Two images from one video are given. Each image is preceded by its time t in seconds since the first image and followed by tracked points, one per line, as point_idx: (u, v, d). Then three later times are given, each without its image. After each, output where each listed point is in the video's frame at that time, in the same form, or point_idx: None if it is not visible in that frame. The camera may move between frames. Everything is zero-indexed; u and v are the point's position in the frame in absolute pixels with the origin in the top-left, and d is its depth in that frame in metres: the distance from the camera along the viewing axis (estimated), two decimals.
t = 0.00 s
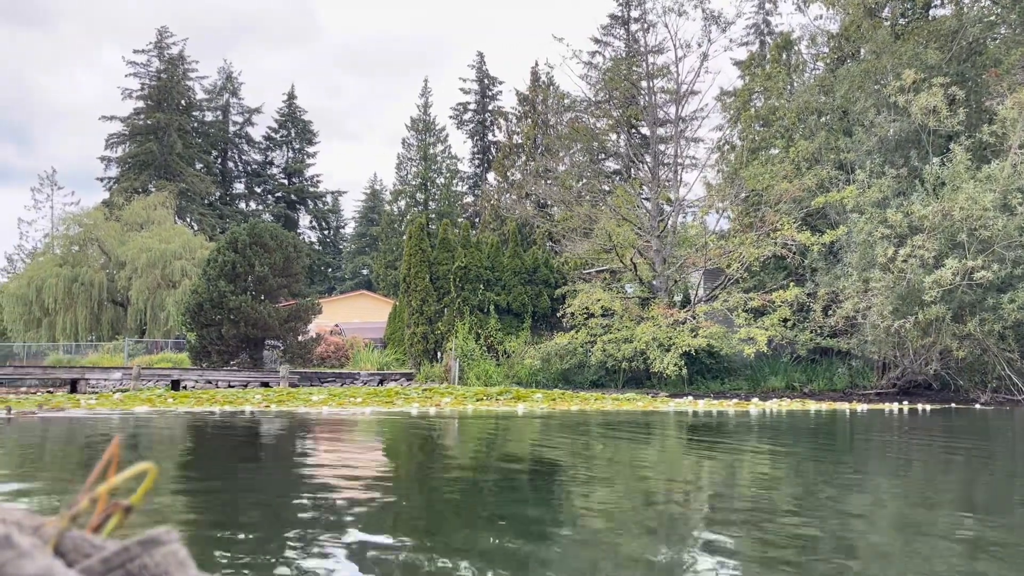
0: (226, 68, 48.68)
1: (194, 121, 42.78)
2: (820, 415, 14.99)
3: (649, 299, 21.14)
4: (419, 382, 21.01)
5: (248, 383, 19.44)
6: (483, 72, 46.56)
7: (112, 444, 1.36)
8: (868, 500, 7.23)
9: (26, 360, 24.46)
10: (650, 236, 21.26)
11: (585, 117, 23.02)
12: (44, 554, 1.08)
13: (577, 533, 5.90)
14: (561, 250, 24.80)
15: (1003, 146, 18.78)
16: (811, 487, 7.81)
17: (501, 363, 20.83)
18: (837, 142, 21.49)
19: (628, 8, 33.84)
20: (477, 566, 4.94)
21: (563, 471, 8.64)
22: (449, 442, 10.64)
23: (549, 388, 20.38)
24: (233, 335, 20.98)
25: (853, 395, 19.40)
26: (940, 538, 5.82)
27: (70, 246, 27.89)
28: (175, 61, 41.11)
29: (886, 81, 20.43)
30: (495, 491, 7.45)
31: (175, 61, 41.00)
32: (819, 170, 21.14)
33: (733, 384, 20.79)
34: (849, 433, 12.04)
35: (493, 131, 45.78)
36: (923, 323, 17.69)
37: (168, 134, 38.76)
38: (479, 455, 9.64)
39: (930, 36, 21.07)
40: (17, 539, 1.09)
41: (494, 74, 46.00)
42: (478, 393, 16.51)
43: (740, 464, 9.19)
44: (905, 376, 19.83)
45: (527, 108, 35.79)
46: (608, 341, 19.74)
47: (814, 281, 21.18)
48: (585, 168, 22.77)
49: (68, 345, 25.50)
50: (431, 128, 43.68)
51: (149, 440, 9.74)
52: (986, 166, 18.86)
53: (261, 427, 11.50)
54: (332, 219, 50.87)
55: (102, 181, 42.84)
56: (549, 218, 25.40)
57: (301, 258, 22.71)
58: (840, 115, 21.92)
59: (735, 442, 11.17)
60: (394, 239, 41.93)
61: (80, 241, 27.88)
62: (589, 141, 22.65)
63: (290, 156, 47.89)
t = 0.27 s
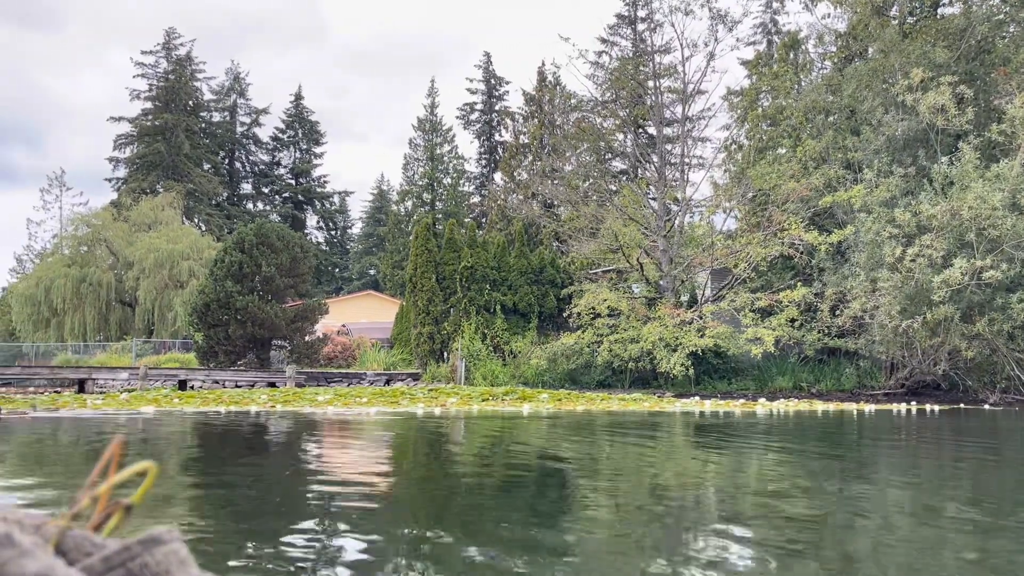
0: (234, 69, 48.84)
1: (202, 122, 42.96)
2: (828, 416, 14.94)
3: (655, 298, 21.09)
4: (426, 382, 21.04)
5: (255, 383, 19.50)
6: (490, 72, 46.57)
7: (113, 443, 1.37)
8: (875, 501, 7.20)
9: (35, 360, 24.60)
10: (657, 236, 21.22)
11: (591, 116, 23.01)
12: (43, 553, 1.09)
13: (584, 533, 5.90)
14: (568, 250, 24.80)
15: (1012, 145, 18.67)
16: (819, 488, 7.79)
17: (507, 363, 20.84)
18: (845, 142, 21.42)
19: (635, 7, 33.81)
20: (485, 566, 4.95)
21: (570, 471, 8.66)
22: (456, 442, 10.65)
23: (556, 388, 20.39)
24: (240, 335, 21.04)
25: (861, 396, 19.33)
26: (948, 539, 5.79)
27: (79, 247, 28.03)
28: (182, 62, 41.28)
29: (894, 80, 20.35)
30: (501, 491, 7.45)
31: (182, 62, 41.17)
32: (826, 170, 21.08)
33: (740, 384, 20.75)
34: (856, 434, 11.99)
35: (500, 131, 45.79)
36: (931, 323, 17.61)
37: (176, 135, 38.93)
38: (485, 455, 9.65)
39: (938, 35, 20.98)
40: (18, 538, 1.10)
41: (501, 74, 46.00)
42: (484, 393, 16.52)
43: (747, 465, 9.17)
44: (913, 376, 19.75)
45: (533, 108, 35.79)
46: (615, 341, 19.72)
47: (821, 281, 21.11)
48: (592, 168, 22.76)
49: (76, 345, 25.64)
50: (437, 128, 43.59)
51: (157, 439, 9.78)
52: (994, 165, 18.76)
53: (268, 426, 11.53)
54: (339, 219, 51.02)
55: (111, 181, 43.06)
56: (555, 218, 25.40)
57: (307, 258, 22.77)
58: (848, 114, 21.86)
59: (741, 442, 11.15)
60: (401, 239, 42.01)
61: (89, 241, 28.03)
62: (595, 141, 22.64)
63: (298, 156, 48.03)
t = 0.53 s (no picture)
0: (241, 70, 49.01)
1: (209, 122, 43.13)
2: (835, 416, 14.88)
3: (662, 298, 21.02)
4: (432, 382, 21.05)
5: (262, 383, 19.55)
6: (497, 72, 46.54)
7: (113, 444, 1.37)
8: (882, 502, 7.17)
9: (44, 360, 24.74)
10: (664, 236, 21.17)
11: (598, 116, 22.99)
12: (44, 555, 1.10)
13: (589, 534, 5.89)
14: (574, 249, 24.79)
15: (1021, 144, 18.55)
16: (825, 489, 7.76)
17: (514, 363, 20.82)
18: (853, 141, 21.32)
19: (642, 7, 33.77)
20: (491, 566, 4.95)
21: (576, 472, 8.67)
22: (462, 442, 10.65)
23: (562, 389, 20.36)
24: (247, 335, 21.08)
25: (869, 396, 19.24)
26: (956, 540, 5.75)
27: (87, 247, 28.16)
28: (190, 63, 41.45)
29: (902, 79, 20.25)
30: (506, 492, 7.45)
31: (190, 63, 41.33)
32: (834, 169, 21.00)
33: (747, 384, 20.68)
34: (864, 435, 11.93)
35: (507, 131, 45.75)
36: (939, 323, 17.52)
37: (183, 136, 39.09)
38: (490, 455, 9.65)
39: (947, 33, 20.87)
40: (19, 540, 1.11)
41: (508, 74, 45.97)
42: (490, 393, 16.52)
43: (753, 466, 9.14)
44: (922, 376, 19.64)
45: (540, 108, 35.77)
46: (621, 341, 19.67)
47: (829, 281, 21.03)
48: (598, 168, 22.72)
49: (85, 345, 25.77)
50: (444, 128, 43.46)
51: (164, 440, 9.82)
52: (1003, 164, 18.64)
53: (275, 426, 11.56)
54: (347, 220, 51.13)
55: (119, 182, 43.26)
56: (562, 218, 25.37)
57: (314, 258, 22.84)
58: (856, 113, 21.76)
59: (748, 443, 11.12)
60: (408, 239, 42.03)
61: (97, 242, 28.17)
62: (602, 140, 22.61)
63: (305, 157, 48.15)
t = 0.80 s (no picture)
0: (248, 70, 49.17)
1: (217, 123, 43.28)
2: (842, 416, 14.84)
3: (668, 298, 20.97)
4: (438, 382, 21.08)
5: (268, 383, 19.61)
6: (503, 72, 46.55)
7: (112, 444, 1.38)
8: (889, 503, 7.14)
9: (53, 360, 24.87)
10: (670, 235, 21.14)
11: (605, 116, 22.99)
12: (43, 556, 1.10)
13: (596, 534, 5.88)
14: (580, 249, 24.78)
15: None
16: (831, 490, 7.74)
17: (520, 363, 20.82)
18: (860, 140, 21.25)
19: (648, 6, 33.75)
20: (497, 565, 4.96)
21: (582, 472, 8.67)
22: (468, 442, 10.66)
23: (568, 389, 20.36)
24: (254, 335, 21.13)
25: (876, 397, 19.16)
26: (965, 541, 5.72)
27: (96, 247, 28.29)
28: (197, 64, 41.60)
29: (910, 78, 20.16)
30: (512, 492, 7.46)
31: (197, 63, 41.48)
32: (841, 169, 20.93)
33: (754, 384, 20.64)
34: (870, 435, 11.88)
35: (513, 132, 45.75)
36: (947, 323, 17.44)
37: (190, 136, 39.24)
38: (496, 455, 9.65)
39: (955, 32, 20.78)
40: (20, 540, 1.12)
41: (514, 75, 45.97)
42: (496, 393, 16.53)
43: (759, 467, 9.13)
44: (929, 377, 19.54)
45: (547, 108, 35.77)
46: (627, 341, 19.66)
47: (836, 281, 20.96)
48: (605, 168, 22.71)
49: (93, 345, 25.89)
50: (450, 129, 43.54)
51: (172, 439, 9.85)
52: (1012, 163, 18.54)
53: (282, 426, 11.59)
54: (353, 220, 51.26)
55: (127, 182, 43.46)
56: (568, 218, 25.36)
57: (320, 259, 22.89)
58: (863, 113, 21.70)
59: (753, 444, 11.10)
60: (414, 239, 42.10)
61: (105, 242, 28.30)
62: (608, 140, 22.62)
63: (312, 157, 48.29)
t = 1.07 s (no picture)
0: (255, 71, 49.30)
1: (223, 123, 43.38)
2: (848, 417, 14.78)
3: (674, 298, 20.91)
4: (444, 383, 21.10)
5: (274, 383, 19.66)
6: (509, 72, 46.52)
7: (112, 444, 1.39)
8: (895, 503, 7.12)
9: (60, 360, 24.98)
10: (676, 234, 21.13)
11: (611, 116, 22.99)
12: (43, 554, 1.11)
13: (601, 534, 5.89)
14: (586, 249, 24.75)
15: None
16: (837, 490, 7.73)
17: (525, 363, 20.80)
18: (867, 140, 21.17)
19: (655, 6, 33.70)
20: (503, 564, 4.98)
21: (587, 472, 8.67)
22: (473, 442, 10.66)
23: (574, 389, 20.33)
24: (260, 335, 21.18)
25: (883, 397, 19.08)
26: (971, 542, 5.71)
27: (103, 248, 28.40)
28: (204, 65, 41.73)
29: (917, 77, 20.07)
30: (517, 492, 7.47)
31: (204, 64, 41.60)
32: (847, 168, 20.86)
33: (760, 385, 20.58)
34: (877, 436, 11.83)
35: (519, 132, 45.72)
36: (955, 323, 17.36)
37: (197, 137, 39.36)
38: (500, 455, 9.66)
39: (963, 30, 20.68)
40: (21, 537, 1.13)
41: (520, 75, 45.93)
42: (501, 394, 16.53)
43: (764, 467, 9.11)
44: (937, 377, 19.44)
45: (553, 108, 35.73)
46: (633, 341, 19.62)
47: (842, 281, 20.89)
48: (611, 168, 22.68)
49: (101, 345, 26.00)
50: (456, 129, 43.57)
51: (179, 439, 9.90)
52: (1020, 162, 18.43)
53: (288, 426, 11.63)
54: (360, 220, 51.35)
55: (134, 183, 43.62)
56: (574, 218, 25.34)
57: (326, 259, 22.94)
58: (870, 112, 21.63)
59: (758, 444, 11.07)
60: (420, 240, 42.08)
61: (113, 242, 28.40)
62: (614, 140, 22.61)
63: (318, 157, 48.39)
